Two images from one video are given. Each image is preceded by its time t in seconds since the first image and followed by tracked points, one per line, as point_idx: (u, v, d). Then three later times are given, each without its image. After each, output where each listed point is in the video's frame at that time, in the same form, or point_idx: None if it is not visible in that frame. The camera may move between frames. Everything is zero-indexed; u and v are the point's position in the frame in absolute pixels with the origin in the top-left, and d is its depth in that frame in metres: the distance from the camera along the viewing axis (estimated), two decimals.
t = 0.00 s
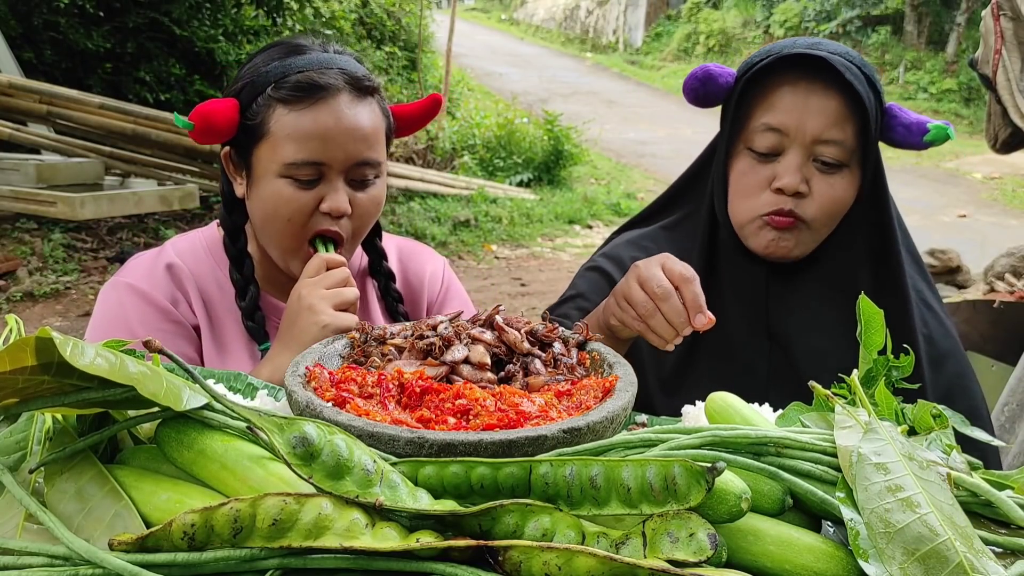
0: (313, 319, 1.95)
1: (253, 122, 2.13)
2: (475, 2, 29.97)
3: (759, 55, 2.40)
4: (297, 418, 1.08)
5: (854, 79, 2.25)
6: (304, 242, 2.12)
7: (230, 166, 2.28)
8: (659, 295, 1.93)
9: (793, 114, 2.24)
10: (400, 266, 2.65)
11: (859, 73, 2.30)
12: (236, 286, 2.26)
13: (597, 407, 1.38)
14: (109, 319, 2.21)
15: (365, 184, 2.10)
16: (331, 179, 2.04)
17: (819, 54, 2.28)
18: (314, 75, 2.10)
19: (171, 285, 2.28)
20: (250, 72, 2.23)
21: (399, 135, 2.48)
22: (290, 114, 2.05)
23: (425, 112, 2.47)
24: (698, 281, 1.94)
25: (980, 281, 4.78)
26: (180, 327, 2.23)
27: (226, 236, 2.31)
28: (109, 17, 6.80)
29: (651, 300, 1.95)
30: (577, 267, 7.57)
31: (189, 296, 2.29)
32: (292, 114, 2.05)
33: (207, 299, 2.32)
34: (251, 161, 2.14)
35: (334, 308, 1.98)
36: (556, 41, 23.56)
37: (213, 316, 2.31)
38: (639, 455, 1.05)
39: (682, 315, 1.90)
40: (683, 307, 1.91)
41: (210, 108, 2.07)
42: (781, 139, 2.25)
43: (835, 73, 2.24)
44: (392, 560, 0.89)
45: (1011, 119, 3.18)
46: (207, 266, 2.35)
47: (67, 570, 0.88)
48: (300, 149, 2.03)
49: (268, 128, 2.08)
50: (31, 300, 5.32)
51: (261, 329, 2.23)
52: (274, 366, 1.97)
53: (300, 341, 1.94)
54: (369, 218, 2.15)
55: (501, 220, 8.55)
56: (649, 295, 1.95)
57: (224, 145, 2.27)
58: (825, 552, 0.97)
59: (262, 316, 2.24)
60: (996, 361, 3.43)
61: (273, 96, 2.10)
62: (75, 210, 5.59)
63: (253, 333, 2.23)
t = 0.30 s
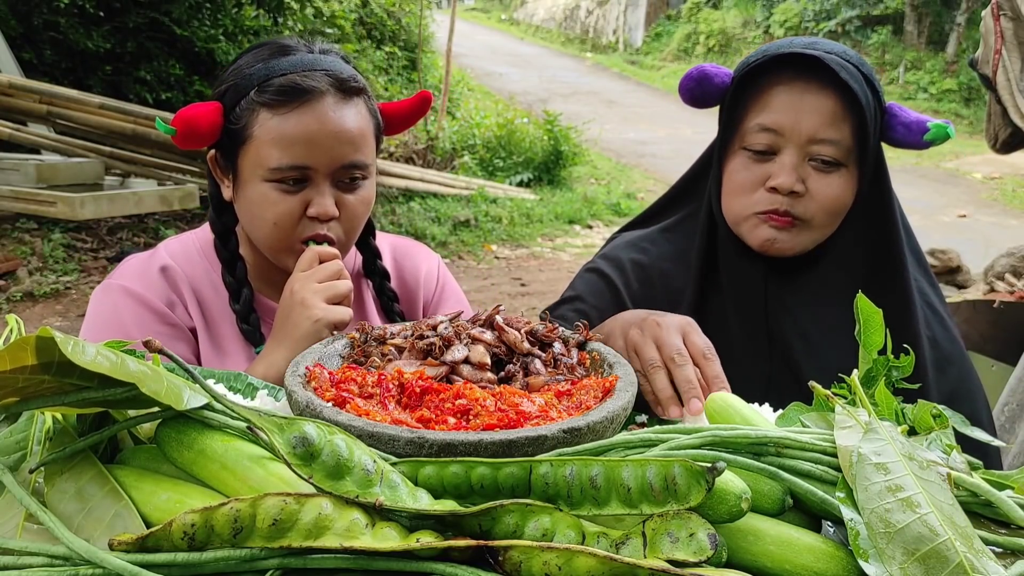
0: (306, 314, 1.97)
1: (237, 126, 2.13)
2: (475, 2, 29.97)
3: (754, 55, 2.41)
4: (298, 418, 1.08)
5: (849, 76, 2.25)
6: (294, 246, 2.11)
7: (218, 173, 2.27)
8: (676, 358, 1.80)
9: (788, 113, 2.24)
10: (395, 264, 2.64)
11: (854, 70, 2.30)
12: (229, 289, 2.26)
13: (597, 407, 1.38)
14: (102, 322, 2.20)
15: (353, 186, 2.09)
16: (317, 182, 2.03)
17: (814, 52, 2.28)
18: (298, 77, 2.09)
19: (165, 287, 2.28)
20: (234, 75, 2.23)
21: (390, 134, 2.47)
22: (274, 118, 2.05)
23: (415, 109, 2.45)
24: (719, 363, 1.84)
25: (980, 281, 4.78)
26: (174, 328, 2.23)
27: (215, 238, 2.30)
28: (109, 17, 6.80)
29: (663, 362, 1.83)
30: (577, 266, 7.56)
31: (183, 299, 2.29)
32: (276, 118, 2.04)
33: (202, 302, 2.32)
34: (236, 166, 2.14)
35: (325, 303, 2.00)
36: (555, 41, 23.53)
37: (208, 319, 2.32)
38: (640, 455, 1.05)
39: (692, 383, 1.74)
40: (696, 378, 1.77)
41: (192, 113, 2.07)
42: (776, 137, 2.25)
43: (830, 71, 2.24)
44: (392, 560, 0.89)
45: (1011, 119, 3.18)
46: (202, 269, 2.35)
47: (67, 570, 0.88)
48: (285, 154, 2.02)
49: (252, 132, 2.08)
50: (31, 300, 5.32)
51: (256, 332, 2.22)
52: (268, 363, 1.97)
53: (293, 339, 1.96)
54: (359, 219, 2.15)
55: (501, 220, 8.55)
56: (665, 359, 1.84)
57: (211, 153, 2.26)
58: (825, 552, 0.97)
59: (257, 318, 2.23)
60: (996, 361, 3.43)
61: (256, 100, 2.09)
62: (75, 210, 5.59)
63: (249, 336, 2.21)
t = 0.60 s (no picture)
0: (312, 316, 1.98)
1: (233, 122, 2.12)
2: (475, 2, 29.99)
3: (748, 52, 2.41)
4: (297, 418, 1.08)
5: (842, 68, 2.25)
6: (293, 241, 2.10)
7: (213, 173, 2.26)
8: (682, 374, 1.80)
9: (783, 107, 2.24)
10: (394, 265, 2.65)
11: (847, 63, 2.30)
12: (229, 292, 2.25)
13: (597, 407, 1.38)
14: (102, 323, 2.20)
15: (350, 177, 2.09)
16: (316, 172, 2.03)
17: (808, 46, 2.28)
18: (291, 68, 2.10)
19: (165, 289, 2.28)
20: (227, 74, 2.23)
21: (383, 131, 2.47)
22: (269, 110, 2.04)
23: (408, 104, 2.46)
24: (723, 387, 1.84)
25: (980, 281, 4.78)
26: (175, 329, 2.23)
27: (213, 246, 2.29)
28: (109, 17, 6.80)
29: (669, 377, 1.83)
30: (577, 267, 7.56)
31: (183, 299, 2.29)
32: (271, 110, 2.04)
33: (201, 301, 2.32)
34: (234, 163, 2.13)
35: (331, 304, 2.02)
36: (555, 41, 23.50)
37: (209, 318, 2.32)
38: (639, 455, 1.05)
39: (696, 402, 1.74)
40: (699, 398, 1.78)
41: (188, 111, 2.07)
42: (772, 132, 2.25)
43: (823, 63, 2.24)
44: (392, 560, 0.89)
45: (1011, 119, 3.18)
46: (201, 269, 2.35)
47: (67, 570, 0.88)
48: (283, 145, 2.02)
49: (249, 126, 2.07)
50: (31, 300, 5.32)
51: (257, 339, 2.22)
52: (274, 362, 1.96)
53: (298, 340, 1.97)
54: (358, 212, 2.15)
55: (501, 220, 8.56)
56: (670, 373, 1.84)
57: (206, 153, 2.25)
58: (825, 552, 0.97)
59: (257, 326, 2.23)
60: (996, 361, 3.43)
61: (251, 93, 2.09)
62: (75, 210, 5.59)
63: (248, 343, 2.22)
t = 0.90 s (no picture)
0: (315, 307, 1.98)
1: (233, 118, 2.12)
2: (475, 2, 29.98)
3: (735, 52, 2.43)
4: (297, 418, 1.08)
5: (826, 65, 2.25)
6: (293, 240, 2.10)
7: (212, 170, 2.26)
8: (685, 376, 1.80)
9: (769, 105, 2.25)
10: (392, 266, 2.65)
11: (832, 60, 2.30)
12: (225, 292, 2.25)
13: (597, 407, 1.38)
14: (101, 320, 2.20)
15: (350, 176, 2.09)
16: (316, 171, 2.03)
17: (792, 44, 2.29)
18: (294, 67, 2.10)
19: (164, 287, 2.28)
20: (227, 69, 2.23)
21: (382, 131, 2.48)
22: (270, 108, 2.04)
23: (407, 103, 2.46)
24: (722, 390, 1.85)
25: (980, 281, 4.78)
26: (175, 325, 2.23)
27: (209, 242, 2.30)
28: (109, 17, 6.80)
29: (671, 377, 1.82)
30: (577, 267, 7.56)
31: (182, 297, 2.29)
32: (272, 108, 2.04)
33: (201, 300, 2.32)
34: (232, 159, 2.13)
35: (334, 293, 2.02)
36: (555, 41, 23.47)
37: (208, 317, 2.32)
38: (640, 456, 1.05)
39: (695, 406, 1.74)
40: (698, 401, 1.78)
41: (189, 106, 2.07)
42: (760, 130, 2.25)
43: (807, 61, 2.24)
44: (392, 560, 0.89)
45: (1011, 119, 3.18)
46: (201, 268, 2.35)
47: (67, 570, 0.88)
48: (283, 143, 2.02)
49: (249, 124, 2.07)
50: (31, 300, 5.32)
51: (253, 335, 2.23)
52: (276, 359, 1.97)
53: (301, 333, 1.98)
54: (357, 210, 2.15)
55: (501, 220, 8.56)
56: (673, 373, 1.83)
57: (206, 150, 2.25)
58: (825, 552, 0.97)
59: (253, 323, 2.24)
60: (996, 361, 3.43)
61: (252, 90, 2.09)
62: (75, 210, 5.59)
63: (245, 340, 2.22)
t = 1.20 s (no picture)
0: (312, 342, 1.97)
1: (238, 140, 2.12)
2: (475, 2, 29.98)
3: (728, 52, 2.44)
4: (297, 418, 1.08)
5: (817, 62, 2.26)
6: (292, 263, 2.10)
7: (215, 178, 2.26)
8: (646, 350, 1.79)
9: (763, 103, 2.25)
10: (394, 269, 2.64)
11: (824, 57, 2.31)
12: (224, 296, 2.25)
13: (597, 407, 1.38)
14: (99, 324, 2.20)
15: (355, 205, 2.08)
16: (318, 201, 2.03)
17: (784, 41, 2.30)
18: (304, 96, 2.08)
19: (162, 292, 2.28)
20: (238, 85, 2.22)
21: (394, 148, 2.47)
22: (277, 136, 2.04)
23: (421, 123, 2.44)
24: (687, 333, 1.86)
25: (980, 281, 4.79)
26: (172, 335, 2.23)
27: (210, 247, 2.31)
28: (109, 17, 6.81)
29: (638, 355, 1.81)
30: (577, 266, 7.56)
31: (181, 305, 2.29)
32: (279, 135, 2.04)
33: (199, 308, 2.33)
34: (234, 179, 2.13)
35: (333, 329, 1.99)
36: (555, 41, 23.44)
37: (205, 325, 2.32)
38: (639, 455, 1.05)
39: (673, 370, 1.74)
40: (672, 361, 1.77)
41: (193, 126, 2.05)
42: (755, 128, 2.25)
43: (799, 58, 2.25)
44: (391, 560, 0.89)
45: (1011, 119, 3.18)
46: (201, 273, 2.35)
47: (67, 570, 0.88)
48: (287, 171, 2.02)
49: (254, 147, 2.07)
50: (31, 300, 5.32)
51: (249, 342, 2.21)
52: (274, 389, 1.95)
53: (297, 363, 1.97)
54: (358, 237, 2.15)
55: (501, 220, 8.56)
56: (637, 351, 1.82)
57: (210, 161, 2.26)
58: (825, 552, 0.97)
59: (249, 329, 2.23)
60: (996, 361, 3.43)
61: (259, 115, 2.08)
62: (75, 210, 5.59)
63: (241, 347, 2.21)
